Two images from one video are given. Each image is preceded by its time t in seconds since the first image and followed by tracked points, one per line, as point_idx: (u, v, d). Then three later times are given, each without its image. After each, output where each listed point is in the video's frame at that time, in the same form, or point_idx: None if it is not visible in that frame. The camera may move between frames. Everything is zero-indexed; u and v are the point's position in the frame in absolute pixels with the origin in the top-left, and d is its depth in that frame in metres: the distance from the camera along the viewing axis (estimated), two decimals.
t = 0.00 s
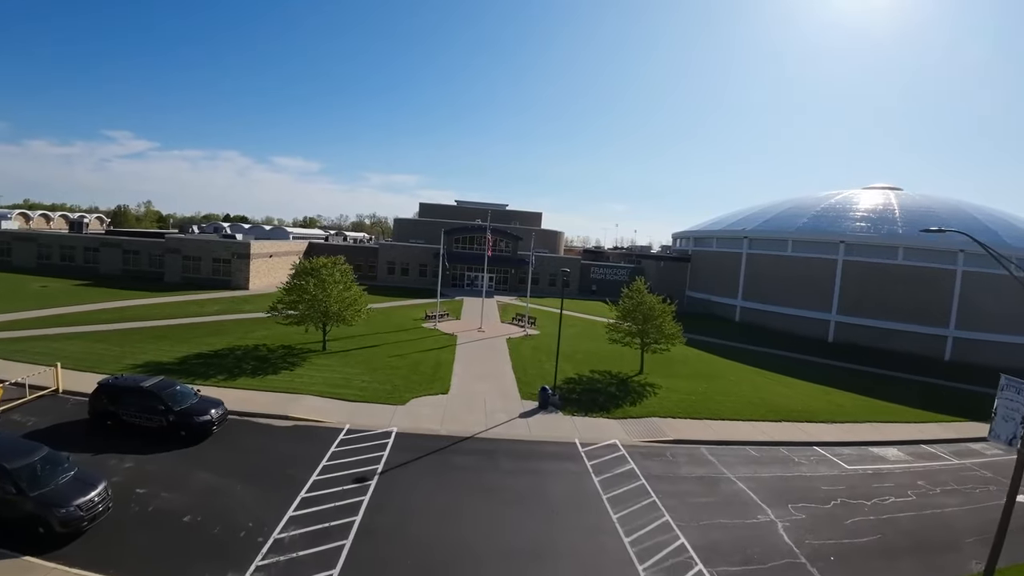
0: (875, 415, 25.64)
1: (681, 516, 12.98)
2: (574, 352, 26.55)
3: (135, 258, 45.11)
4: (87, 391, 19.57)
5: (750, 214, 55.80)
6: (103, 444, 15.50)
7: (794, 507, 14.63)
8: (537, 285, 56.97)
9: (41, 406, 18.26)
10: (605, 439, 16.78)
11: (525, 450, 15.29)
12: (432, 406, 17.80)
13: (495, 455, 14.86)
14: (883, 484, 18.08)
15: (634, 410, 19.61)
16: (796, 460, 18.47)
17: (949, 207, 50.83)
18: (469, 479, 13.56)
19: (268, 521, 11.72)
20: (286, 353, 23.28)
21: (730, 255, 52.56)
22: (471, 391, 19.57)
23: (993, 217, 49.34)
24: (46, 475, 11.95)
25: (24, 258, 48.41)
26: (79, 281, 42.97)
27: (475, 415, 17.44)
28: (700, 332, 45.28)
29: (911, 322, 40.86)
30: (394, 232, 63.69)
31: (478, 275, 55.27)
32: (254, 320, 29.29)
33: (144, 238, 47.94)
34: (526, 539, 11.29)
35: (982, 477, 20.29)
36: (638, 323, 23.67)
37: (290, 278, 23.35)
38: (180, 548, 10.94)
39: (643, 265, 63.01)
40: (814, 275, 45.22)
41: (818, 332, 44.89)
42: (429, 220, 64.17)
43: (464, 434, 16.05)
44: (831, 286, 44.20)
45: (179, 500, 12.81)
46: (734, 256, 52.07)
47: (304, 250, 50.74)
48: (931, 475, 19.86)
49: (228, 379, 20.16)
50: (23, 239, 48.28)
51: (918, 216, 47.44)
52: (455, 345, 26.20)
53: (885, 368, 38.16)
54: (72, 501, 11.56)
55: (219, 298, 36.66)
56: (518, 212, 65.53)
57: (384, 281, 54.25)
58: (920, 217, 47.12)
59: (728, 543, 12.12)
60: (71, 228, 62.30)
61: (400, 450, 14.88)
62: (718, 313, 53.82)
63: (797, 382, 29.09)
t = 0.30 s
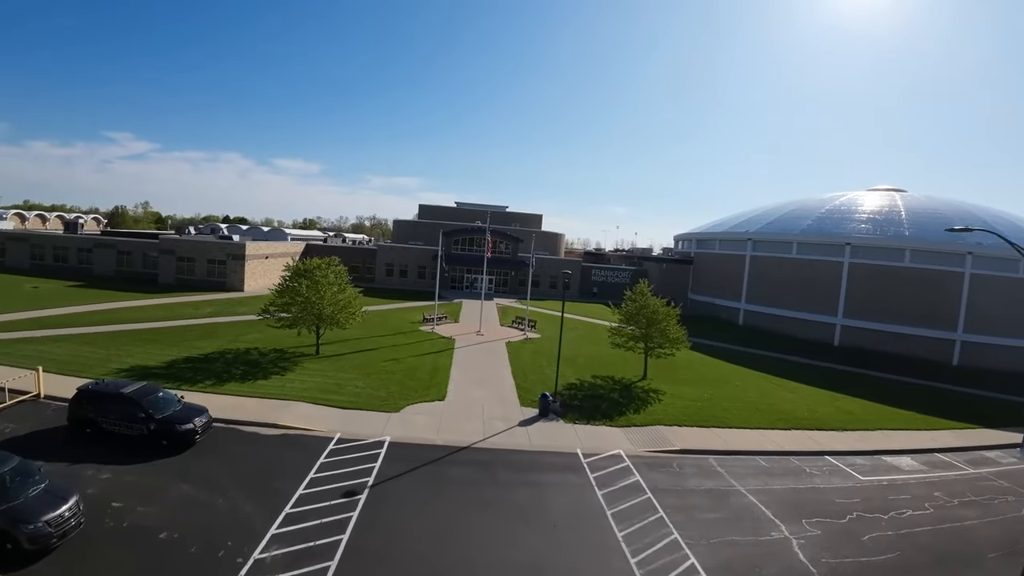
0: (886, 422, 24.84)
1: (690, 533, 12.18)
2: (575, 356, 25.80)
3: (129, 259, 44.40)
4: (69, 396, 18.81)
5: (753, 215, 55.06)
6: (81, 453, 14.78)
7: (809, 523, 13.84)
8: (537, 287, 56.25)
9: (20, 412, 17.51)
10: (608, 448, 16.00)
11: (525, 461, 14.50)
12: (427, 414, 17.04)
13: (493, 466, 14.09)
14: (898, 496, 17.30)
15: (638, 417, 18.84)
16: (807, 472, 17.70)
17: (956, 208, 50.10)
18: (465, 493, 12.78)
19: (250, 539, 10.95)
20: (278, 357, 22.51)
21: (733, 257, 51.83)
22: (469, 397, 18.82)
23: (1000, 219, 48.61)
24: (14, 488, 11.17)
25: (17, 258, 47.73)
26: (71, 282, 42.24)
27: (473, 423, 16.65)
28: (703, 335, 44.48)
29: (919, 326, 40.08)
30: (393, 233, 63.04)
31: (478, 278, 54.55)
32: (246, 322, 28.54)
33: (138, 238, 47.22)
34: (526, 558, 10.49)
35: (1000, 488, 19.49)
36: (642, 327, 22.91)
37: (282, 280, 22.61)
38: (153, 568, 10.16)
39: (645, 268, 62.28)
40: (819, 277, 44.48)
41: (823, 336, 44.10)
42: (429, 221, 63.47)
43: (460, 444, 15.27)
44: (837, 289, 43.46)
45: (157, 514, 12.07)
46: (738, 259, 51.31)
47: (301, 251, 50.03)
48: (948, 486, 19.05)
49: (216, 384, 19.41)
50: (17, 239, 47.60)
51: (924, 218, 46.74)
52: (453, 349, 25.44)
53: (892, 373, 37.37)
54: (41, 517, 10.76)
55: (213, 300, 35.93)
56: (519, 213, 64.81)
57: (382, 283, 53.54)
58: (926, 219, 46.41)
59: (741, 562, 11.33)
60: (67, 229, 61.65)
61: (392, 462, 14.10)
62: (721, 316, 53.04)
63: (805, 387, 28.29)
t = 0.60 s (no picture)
0: (898, 429, 24.07)
1: (701, 551, 11.39)
2: (577, 360, 25.03)
3: (122, 260, 43.62)
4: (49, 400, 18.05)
5: (756, 217, 54.30)
6: (56, 462, 14.01)
7: (825, 539, 13.06)
8: (537, 289, 55.48)
9: None
10: (612, 459, 15.22)
11: (525, 473, 13.73)
12: (422, 422, 16.26)
13: (490, 478, 13.29)
14: (915, 509, 16.52)
15: (642, 425, 18.05)
16: (819, 484, 16.91)
17: (962, 210, 49.34)
18: (461, 508, 12.00)
19: (229, 558, 10.18)
20: (269, 361, 21.73)
21: (736, 259, 51.07)
22: (467, 404, 18.04)
23: (1008, 221, 47.87)
24: None
25: (9, 259, 46.98)
26: (63, 283, 41.47)
27: (470, 432, 15.89)
28: (706, 338, 43.66)
29: (926, 329, 39.29)
30: (392, 234, 62.34)
31: (477, 279, 53.80)
32: (239, 325, 27.78)
33: (132, 238, 46.46)
34: None
35: (1019, 498, 18.71)
36: (646, 330, 22.14)
37: (274, 281, 21.85)
38: None
39: (646, 270, 61.50)
40: (824, 279, 43.71)
41: (828, 339, 43.30)
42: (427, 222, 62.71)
43: (456, 454, 14.50)
44: (842, 292, 42.68)
45: (131, 530, 11.30)
46: (741, 261, 50.56)
47: (298, 252, 49.26)
48: (965, 497, 18.27)
49: (203, 389, 18.65)
50: (9, 239, 46.86)
51: (931, 219, 46.00)
52: (450, 353, 24.67)
53: (900, 377, 36.58)
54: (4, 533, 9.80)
55: (207, 301, 35.19)
56: (519, 215, 64.07)
57: (380, 284, 52.82)
58: (932, 220, 45.68)
59: None
60: (62, 229, 60.88)
61: (384, 473, 13.33)
62: (724, 319, 52.25)
63: (812, 393, 27.51)
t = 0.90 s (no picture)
0: (910, 436, 23.28)
1: (714, 571, 10.60)
2: (579, 363, 24.26)
3: (116, 260, 42.85)
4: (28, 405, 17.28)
5: (760, 218, 53.52)
6: (30, 472, 13.26)
7: (844, 556, 12.28)
8: (538, 290, 54.72)
9: None
10: (617, 470, 14.41)
11: (526, 485, 12.95)
12: (417, 430, 15.49)
13: (488, 492, 12.50)
14: (935, 521, 15.71)
15: (648, 433, 17.27)
16: (833, 496, 16.12)
17: (970, 211, 48.54)
18: (457, 524, 11.22)
19: None
20: (260, 364, 20.96)
21: (740, 261, 50.29)
22: (464, 410, 17.25)
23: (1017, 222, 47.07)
24: None
25: (2, 258, 46.24)
26: (56, 283, 40.71)
27: (467, 440, 15.09)
28: (710, 341, 42.84)
29: (935, 332, 38.47)
30: (391, 234, 61.66)
31: (477, 280, 53.06)
32: (231, 327, 27.03)
33: (127, 238, 45.72)
34: None
35: None
36: (651, 333, 21.35)
37: (265, 281, 21.09)
38: None
39: (648, 271, 60.70)
40: (830, 281, 42.91)
41: (835, 342, 42.49)
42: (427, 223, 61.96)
43: (452, 465, 13.73)
44: (848, 293, 41.90)
45: (103, 547, 10.54)
46: (745, 262, 49.77)
47: (295, 252, 48.52)
48: (985, 508, 17.49)
49: (190, 395, 17.89)
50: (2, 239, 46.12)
51: (938, 220, 45.20)
52: (448, 356, 23.90)
53: (908, 381, 35.75)
54: None
55: (200, 302, 34.45)
56: (519, 215, 63.35)
57: (378, 285, 52.12)
58: (940, 221, 44.89)
59: None
60: (57, 228, 60.16)
61: (376, 486, 12.56)
62: (728, 321, 51.44)
63: (820, 398, 26.70)
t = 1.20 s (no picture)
0: (926, 444, 22.43)
1: None
2: (582, 368, 23.47)
3: (111, 261, 42.07)
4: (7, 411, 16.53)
5: (765, 218, 52.70)
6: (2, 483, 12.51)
7: None
8: (539, 292, 53.94)
9: None
10: (623, 483, 13.61)
11: (526, 500, 12.16)
12: (412, 439, 14.70)
13: (486, 507, 11.71)
14: (958, 535, 14.88)
15: (655, 442, 16.47)
16: (850, 508, 15.31)
17: (979, 211, 47.67)
18: (452, 542, 10.44)
19: None
20: (251, 369, 20.20)
21: (745, 262, 49.47)
22: (463, 418, 16.47)
23: None
24: None
25: None
26: (49, 284, 39.96)
27: (465, 451, 14.31)
28: (715, 344, 42.00)
29: (946, 335, 37.57)
30: (391, 235, 60.94)
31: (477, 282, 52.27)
32: (224, 329, 26.27)
33: (122, 238, 44.96)
34: None
35: None
36: (657, 336, 20.55)
37: (257, 283, 20.34)
38: None
39: (651, 272, 59.87)
40: (837, 282, 42.07)
41: (842, 345, 41.63)
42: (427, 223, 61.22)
43: (449, 477, 12.95)
44: (855, 295, 41.08)
45: (71, 567, 9.79)
46: (750, 263, 48.97)
47: (293, 253, 47.78)
48: (1008, 520, 16.65)
49: (176, 401, 17.15)
50: None
51: (948, 221, 44.34)
52: (447, 360, 23.11)
53: (919, 385, 34.87)
54: None
55: (195, 304, 33.71)
56: (521, 216, 62.60)
57: (377, 287, 51.39)
58: (949, 222, 44.04)
59: None
60: (53, 228, 59.42)
61: (367, 501, 11.78)
62: (732, 323, 50.59)
63: (830, 404, 25.87)
